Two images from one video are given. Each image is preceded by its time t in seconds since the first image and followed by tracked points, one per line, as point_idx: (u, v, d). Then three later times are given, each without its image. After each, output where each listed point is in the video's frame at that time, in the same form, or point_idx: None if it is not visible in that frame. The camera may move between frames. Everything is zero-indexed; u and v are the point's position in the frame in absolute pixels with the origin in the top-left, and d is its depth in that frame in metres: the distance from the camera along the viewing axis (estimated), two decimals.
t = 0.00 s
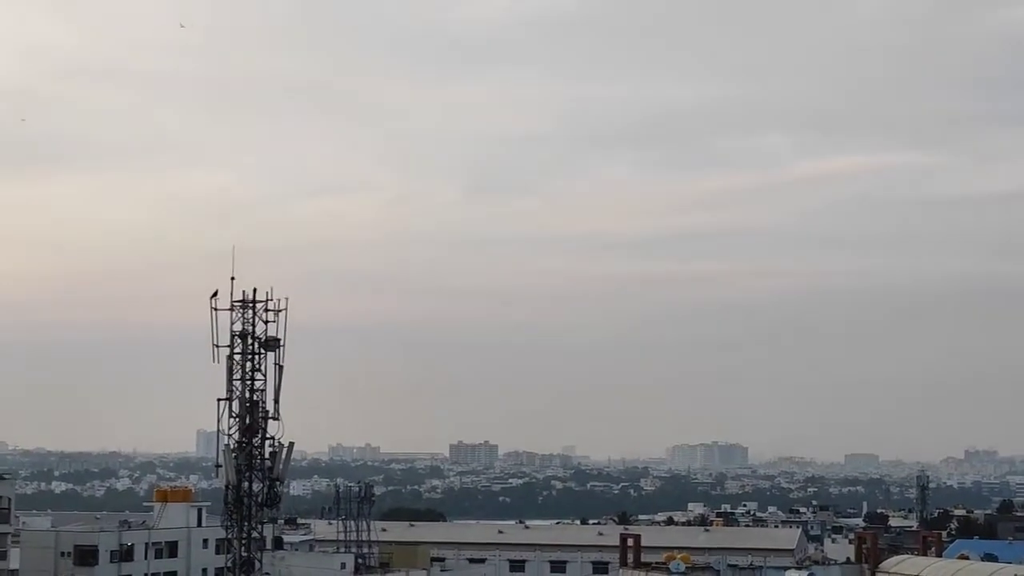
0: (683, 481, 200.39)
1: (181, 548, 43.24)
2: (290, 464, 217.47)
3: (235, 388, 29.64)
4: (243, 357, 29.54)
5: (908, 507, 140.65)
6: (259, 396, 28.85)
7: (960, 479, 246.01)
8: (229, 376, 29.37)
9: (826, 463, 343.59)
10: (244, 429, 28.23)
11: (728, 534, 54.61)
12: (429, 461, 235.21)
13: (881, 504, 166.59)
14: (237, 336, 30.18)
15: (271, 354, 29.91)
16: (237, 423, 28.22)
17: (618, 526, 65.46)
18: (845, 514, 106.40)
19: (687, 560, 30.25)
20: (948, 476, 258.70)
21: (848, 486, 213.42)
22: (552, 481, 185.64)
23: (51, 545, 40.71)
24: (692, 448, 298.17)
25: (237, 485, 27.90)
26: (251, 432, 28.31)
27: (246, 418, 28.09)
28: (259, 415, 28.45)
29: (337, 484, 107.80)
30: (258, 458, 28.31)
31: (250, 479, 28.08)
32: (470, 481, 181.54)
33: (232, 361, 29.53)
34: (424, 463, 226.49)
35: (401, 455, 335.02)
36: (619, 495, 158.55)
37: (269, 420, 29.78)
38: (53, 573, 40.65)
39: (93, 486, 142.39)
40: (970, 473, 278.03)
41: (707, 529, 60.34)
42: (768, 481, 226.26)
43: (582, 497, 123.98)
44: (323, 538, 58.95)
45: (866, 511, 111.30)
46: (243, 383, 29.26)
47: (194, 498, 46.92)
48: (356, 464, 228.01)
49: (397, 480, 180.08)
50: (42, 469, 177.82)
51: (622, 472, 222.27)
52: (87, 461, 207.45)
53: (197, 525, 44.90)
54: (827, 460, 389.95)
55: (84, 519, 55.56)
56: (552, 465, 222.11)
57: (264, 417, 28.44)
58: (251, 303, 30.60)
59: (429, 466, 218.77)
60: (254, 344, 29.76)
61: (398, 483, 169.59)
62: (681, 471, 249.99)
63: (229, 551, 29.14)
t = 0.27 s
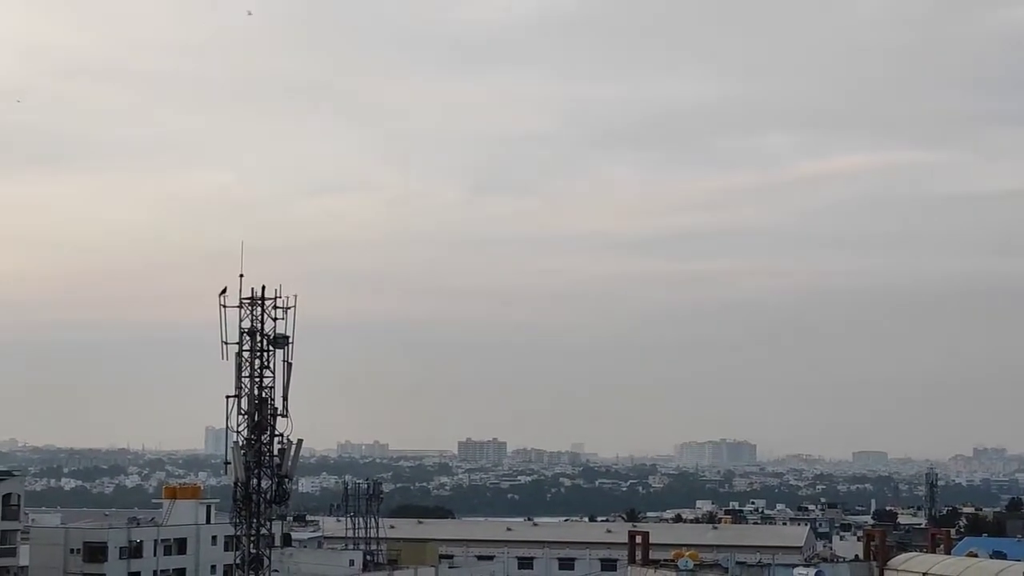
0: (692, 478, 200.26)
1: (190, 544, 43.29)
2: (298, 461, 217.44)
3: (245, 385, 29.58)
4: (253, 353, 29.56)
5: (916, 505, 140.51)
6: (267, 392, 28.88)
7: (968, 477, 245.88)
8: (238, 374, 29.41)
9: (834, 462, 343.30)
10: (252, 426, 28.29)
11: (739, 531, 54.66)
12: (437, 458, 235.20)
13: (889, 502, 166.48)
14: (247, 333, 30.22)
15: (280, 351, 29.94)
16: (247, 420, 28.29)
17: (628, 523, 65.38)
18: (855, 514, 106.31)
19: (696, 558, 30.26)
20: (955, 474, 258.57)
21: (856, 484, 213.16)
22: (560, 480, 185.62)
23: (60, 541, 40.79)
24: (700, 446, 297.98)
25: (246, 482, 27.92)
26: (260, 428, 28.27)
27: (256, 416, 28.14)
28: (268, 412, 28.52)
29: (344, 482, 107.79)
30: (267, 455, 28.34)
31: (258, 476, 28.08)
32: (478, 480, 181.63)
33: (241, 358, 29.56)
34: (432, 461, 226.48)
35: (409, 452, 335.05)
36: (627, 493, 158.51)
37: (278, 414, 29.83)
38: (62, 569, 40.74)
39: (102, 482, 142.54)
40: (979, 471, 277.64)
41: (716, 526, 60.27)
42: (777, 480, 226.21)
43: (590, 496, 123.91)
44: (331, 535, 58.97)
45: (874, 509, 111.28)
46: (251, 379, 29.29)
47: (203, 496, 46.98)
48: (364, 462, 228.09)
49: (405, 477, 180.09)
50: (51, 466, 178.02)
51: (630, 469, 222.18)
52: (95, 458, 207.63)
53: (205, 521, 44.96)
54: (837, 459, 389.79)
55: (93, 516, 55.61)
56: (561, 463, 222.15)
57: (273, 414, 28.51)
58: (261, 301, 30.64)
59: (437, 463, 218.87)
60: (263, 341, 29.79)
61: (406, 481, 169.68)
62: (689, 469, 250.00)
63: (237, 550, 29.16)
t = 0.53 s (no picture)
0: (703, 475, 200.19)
1: (202, 542, 43.37)
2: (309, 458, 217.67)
3: (256, 382, 29.66)
4: (265, 350, 29.63)
5: (928, 503, 140.24)
6: (278, 390, 28.96)
7: (980, 474, 245.58)
8: (250, 371, 29.47)
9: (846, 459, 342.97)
10: (264, 424, 28.39)
11: (749, 528, 54.64)
12: (449, 456, 235.29)
13: (900, 499, 166.23)
14: (258, 331, 30.29)
15: (291, 348, 30.00)
16: (258, 417, 28.36)
17: (638, 521, 65.41)
18: (867, 511, 106.29)
19: (707, 554, 30.25)
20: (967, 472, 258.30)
21: (868, 482, 212.98)
22: (570, 478, 185.67)
23: (72, 539, 40.90)
24: (712, 443, 297.77)
25: (258, 480, 27.95)
26: (271, 425, 28.35)
27: (267, 413, 28.22)
28: (279, 409, 28.62)
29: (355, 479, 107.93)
30: (279, 453, 28.42)
31: (270, 473, 28.15)
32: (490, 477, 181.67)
33: (253, 356, 29.62)
34: (443, 458, 226.55)
35: (421, 449, 335.27)
36: (638, 491, 158.45)
37: (290, 412, 29.90)
38: (74, 566, 40.85)
39: (114, 480, 142.75)
40: (991, 469, 277.09)
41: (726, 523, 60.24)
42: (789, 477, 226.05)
43: (601, 493, 123.86)
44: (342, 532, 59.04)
45: (886, 507, 111.18)
46: (262, 377, 29.36)
47: (215, 493, 47.08)
48: (375, 459, 228.33)
49: (416, 475, 180.27)
50: (64, 463, 178.36)
51: (641, 467, 222.00)
52: (107, 455, 208.04)
53: (217, 519, 45.05)
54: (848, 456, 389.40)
55: (106, 512, 55.74)
56: (572, 460, 222.15)
57: (284, 411, 28.61)
58: (272, 298, 30.71)
59: (448, 461, 218.99)
60: (274, 338, 29.86)
61: (417, 478, 169.92)
62: (701, 467, 249.95)
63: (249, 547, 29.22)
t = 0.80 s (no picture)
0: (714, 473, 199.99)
1: (213, 539, 43.41)
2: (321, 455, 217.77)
3: (267, 379, 29.68)
4: (276, 347, 29.65)
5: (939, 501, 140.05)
6: (289, 387, 28.99)
7: (992, 471, 245.14)
8: (261, 368, 29.50)
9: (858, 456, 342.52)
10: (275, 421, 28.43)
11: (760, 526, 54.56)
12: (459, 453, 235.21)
13: (913, 496, 165.80)
14: (269, 328, 30.30)
15: (302, 346, 30.02)
16: (269, 414, 28.42)
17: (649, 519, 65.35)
18: (877, 508, 106.10)
19: (719, 552, 30.19)
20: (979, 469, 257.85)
21: (880, 478, 212.57)
22: (581, 475, 185.56)
23: (84, 535, 41.00)
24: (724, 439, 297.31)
25: (269, 477, 27.99)
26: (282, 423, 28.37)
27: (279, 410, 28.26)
28: (291, 406, 28.68)
29: (367, 475, 107.98)
30: (290, 450, 28.45)
31: (281, 471, 28.18)
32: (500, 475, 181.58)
33: (263, 353, 29.63)
34: (454, 455, 226.47)
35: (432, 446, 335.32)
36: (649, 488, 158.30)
37: (301, 409, 29.94)
38: (86, 564, 40.95)
39: (125, 477, 142.86)
40: (1004, 467, 276.10)
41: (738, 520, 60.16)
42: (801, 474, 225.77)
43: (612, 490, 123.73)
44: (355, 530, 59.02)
45: (897, 504, 110.97)
46: (273, 374, 29.38)
47: (226, 490, 47.15)
48: (387, 457, 228.33)
49: (427, 472, 180.27)
50: (75, 460, 178.67)
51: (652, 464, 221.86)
52: (118, 453, 208.38)
53: (228, 516, 45.11)
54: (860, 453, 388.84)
55: (119, 510, 55.79)
56: (583, 458, 222.01)
57: (295, 409, 28.67)
58: (283, 295, 30.73)
59: (459, 458, 218.99)
60: (285, 335, 29.87)
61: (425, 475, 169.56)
62: (712, 464, 249.70)
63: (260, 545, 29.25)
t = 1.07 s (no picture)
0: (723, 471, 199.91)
1: (223, 537, 43.46)
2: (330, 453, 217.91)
3: (276, 377, 29.74)
4: (285, 345, 29.70)
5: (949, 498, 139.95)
6: (299, 385, 29.06)
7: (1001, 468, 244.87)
8: (270, 366, 29.55)
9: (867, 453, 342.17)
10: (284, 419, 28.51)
11: (769, 523, 54.57)
12: (468, 451, 235.25)
13: (923, 493, 165.52)
14: (278, 326, 30.34)
15: (311, 344, 30.07)
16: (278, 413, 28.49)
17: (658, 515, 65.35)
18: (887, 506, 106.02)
19: (728, 549, 30.22)
20: (988, 466, 257.56)
21: (888, 476, 212.34)
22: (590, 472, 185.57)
23: (94, 533, 41.09)
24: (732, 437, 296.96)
25: (278, 474, 28.04)
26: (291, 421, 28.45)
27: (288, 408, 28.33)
28: (300, 404, 28.76)
29: (376, 472, 107.90)
30: (299, 448, 28.53)
31: (290, 469, 28.24)
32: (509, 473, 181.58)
33: (273, 351, 29.68)
34: (462, 454, 226.35)
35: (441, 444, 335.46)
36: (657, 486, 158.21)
37: (310, 407, 29.99)
38: (96, 562, 41.04)
39: (135, 475, 142.85)
40: (1013, 464, 275.74)
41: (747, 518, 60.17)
42: (810, 472, 225.61)
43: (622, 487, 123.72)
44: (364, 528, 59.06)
45: (905, 502, 110.93)
46: (283, 372, 29.43)
47: (236, 488, 47.20)
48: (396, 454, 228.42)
49: (436, 470, 180.24)
50: (85, 458, 178.72)
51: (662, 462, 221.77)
52: (127, 451, 208.46)
53: (238, 514, 45.17)
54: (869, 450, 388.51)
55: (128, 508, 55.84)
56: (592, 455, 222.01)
57: (304, 407, 28.74)
58: (292, 294, 30.77)
59: (468, 456, 219.05)
60: (294, 333, 29.92)
61: (433, 473, 169.61)
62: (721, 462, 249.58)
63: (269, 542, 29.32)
